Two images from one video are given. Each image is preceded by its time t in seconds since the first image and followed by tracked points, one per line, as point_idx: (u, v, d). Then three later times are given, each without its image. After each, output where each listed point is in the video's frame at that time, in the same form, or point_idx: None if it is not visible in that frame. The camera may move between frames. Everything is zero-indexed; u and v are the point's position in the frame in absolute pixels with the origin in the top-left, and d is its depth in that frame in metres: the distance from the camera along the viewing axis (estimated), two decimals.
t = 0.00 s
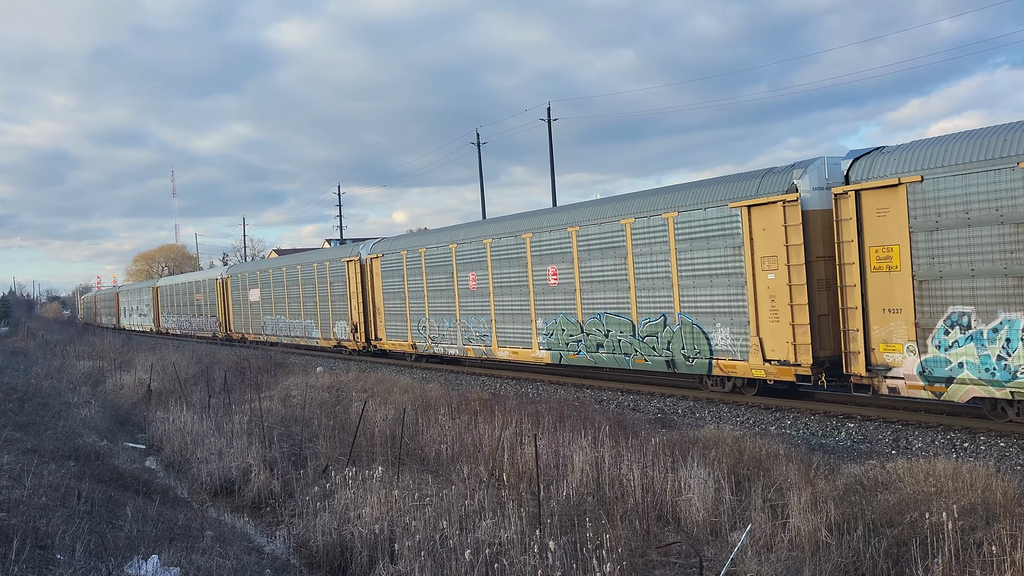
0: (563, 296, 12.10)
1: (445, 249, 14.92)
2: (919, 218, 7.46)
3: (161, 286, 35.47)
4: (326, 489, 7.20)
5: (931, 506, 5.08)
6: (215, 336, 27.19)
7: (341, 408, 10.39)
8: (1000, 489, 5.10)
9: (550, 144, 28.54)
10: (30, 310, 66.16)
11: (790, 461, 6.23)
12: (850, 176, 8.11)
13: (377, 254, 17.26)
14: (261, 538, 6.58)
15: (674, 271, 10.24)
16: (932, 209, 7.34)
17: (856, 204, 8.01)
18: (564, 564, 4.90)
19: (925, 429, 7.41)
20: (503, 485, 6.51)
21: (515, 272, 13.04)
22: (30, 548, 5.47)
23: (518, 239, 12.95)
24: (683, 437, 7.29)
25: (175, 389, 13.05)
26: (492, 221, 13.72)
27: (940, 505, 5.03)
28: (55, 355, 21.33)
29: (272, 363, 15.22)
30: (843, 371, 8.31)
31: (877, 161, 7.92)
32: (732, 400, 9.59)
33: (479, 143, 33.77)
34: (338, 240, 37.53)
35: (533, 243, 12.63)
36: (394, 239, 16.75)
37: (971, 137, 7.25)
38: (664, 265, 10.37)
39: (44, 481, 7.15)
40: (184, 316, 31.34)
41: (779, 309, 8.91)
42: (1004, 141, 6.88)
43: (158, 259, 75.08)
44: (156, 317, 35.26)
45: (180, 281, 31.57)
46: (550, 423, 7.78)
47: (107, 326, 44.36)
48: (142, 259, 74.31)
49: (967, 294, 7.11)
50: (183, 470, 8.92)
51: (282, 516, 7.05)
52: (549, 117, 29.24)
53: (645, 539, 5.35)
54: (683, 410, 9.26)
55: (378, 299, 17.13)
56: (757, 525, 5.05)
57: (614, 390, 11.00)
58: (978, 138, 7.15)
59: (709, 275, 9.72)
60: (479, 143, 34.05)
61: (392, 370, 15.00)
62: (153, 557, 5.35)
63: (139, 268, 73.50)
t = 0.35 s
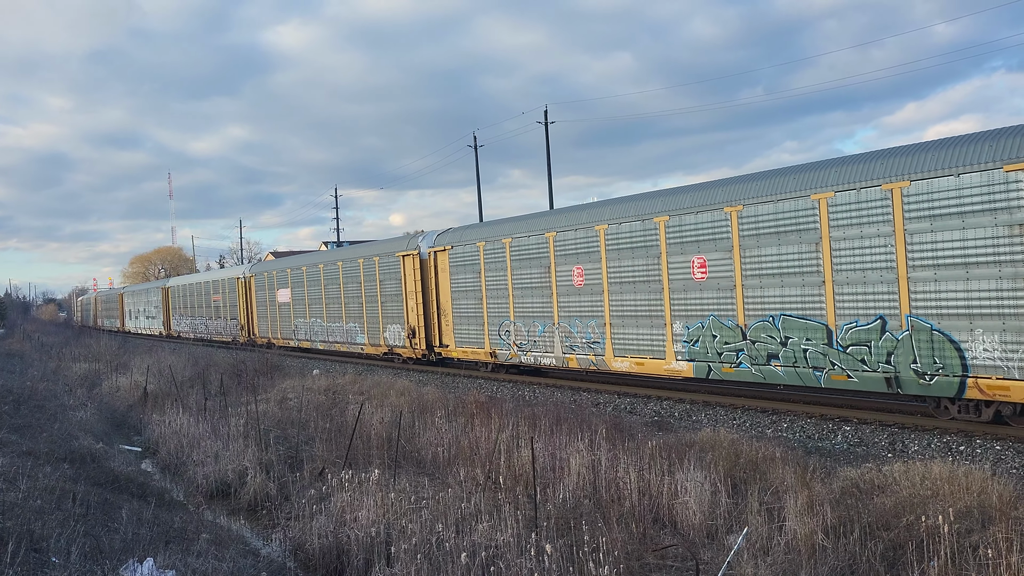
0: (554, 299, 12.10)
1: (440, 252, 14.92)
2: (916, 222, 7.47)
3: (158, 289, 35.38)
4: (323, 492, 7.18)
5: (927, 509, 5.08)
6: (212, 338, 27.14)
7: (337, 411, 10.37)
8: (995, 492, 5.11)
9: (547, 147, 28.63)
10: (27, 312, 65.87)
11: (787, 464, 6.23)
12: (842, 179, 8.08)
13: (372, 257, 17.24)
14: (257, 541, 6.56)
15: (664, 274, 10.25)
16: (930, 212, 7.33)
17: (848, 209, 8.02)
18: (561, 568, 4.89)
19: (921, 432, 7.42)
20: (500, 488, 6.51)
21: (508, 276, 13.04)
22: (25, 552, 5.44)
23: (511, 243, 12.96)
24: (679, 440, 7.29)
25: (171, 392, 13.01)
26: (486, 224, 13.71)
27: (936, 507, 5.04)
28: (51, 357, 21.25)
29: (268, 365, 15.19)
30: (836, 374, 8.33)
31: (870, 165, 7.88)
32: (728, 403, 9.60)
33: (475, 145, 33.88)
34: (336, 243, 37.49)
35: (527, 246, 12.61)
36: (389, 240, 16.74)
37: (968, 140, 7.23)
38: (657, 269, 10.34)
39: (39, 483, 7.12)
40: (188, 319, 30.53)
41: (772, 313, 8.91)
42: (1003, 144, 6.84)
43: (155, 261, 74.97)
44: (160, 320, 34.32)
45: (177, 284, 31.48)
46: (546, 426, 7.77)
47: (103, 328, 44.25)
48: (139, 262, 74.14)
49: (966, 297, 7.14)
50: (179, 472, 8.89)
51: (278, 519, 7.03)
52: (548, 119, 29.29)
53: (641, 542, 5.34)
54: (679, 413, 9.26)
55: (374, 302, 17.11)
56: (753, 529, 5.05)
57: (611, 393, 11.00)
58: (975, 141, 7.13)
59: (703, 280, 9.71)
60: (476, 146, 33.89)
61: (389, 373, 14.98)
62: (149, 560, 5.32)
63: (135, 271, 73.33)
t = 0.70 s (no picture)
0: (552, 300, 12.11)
1: (438, 252, 14.96)
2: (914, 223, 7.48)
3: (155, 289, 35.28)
4: (321, 492, 7.18)
5: (926, 510, 5.09)
6: (210, 339, 27.13)
7: (335, 412, 10.39)
8: (994, 493, 5.12)
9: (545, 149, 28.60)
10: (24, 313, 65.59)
11: (785, 465, 6.25)
12: (839, 181, 8.11)
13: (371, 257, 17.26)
14: (255, 541, 6.56)
15: (663, 275, 10.24)
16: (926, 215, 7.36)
17: (847, 210, 8.02)
18: (560, 569, 4.89)
19: (919, 433, 7.43)
20: (498, 489, 6.51)
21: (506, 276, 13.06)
22: (23, 552, 5.42)
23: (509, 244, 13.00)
24: (678, 441, 7.30)
25: (168, 392, 13.02)
26: (484, 225, 13.73)
27: (934, 508, 5.04)
28: (48, 358, 21.26)
29: (266, 366, 15.17)
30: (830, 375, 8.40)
31: (868, 166, 7.90)
32: (727, 404, 9.61)
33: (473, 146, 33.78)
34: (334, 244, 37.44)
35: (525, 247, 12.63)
36: (387, 241, 16.77)
37: (968, 142, 7.23)
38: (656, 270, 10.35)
39: (37, 484, 7.11)
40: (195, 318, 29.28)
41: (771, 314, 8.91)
42: (1002, 146, 6.85)
43: (153, 262, 74.96)
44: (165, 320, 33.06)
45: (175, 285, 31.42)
46: (544, 427, 7.77)
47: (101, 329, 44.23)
48: (137, 262, 73.97)
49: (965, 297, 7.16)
50: (177, 473, 8.90)
51: (276, 520, 7.03)
52: (546, 122, 29.32)
53: (640, 543, 5.34)
54: (677, 414, 9.28)
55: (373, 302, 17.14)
56: (751, 530, 5.05)
57: (610, 394, 11.00)
58: (975, 142, 7.13)
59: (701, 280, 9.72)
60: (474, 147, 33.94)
61: (387, 374, 14.99)
62: (147, 561, 5.32)
63: (133, 271, 73.17)
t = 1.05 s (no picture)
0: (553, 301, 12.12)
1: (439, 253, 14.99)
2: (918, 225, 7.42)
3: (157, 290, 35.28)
4: (322, 493, 7.19)
5: (927, 512, 5.08)
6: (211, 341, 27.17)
7: (336, 413, 10.40)
8: (995, 495, 5.11)
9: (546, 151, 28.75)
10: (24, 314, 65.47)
11: (786, 466, 6.24)
12: (840, 182, 8.10)
13: (371, 259, 17.29)
14: (256, 542, 6.56)
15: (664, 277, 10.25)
16: (926, 216, 7.33)
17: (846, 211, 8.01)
18: (561, 571, 4.88)
19: (921, 435, 7.41)
20: (499, 490, 6.52)
21: (507, 278, 13.08)
22: (25, 553, 5.43)
23: (509, 245, 13.01)
24: (679, 442, 7.30)
25: (169, 393, 13.04)
26: (485, 226, 13.75)
27: (935, 510, 5.04)
28: (49, 359, 21.30)
29: (267, 367, 15.18)
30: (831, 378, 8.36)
31: (870, 168, 7.88)
32: (728, 406, 9.60)
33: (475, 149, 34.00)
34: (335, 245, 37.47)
35: (525, 248, 12.64)
36: (388, 242, 16.81)
37: (970, 143, 7.19)
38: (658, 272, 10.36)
39: (39, 485, 7.12)
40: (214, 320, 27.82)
41: (772, 316, 8.89)
42: (1004, 148, 6.81)
43: (155, 263, 75.09)
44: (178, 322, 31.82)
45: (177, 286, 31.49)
46: (545, 429, 7.77)
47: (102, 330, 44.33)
48: (137, 263, 74.04)
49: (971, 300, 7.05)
50: (178, 474, 8.92)
51: (277, 521, 7.03)
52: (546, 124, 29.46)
53: (641, 544, 5.33)
54: (679, 415, 9.28)
55: (374, 304, 17.16)
56: (752, 532, 5.04)
57: (611, 396, 11.00)
58: (978, 143, 7.09)
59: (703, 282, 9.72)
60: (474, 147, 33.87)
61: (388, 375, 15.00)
62: (149, 562, 5.32)
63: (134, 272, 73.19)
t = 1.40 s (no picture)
0: (551, 302, 12.13)
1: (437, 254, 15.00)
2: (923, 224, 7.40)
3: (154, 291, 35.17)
4: (319, 495, 7.19)
5: (924, 513, 5.08)
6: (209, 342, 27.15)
7: (333, 414, 10.40)
8: (993, 496, 5.11)
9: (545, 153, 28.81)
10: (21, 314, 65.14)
11: (784, 467, 6.24)
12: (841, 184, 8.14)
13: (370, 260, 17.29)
14: (253, 543, 6.54)
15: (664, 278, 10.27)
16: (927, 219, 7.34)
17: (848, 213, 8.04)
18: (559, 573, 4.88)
19: (919, 436, 7.41)
20: (497, 492, 6.52)
21: (506, 278, 13.08)
22: (21, 554, 5.40)
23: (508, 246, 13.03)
24: (678, 444, 7.30)
25: (166, 395, 13.01)
26: (483, 227, 13.76)
27: (932, 511, 5.04)
28: (46, 360, 21.26)
29: (265, 369, 15.16)
30: (831, 380, 8.38)
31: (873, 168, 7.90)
32: (726, 407, 9.60)
33: (473, 149, 34.09)
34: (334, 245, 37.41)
35: (524, 249, 12.65)
36: (387, 243, 16.82)
37: (971, 143, 7.20)
38: (658, 273, 10.36)
39: (35, 486, 7.10)
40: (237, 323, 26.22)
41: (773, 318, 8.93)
42: (1005, 148, 6.81)
43: (152, 264, 75.07)
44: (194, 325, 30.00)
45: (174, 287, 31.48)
46: (543, 430, 7.77)
47: (100, 330, 44.31)
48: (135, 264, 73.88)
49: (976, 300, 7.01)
50: (175, 475, 8.90)
51: (274, 522, 7.01)
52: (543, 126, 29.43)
53: (639, 546, 5.32)
54: (676, 417, 9.27)
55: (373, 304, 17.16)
56: (750, 533, 5.03)
57: (608, 397, 10.98)
58: (978, 144, 7.10)
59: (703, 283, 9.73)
60: (472, 147, 33.89)
61: (386, 376, 14.97)
62: (146, 563, 5.30)
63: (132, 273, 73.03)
